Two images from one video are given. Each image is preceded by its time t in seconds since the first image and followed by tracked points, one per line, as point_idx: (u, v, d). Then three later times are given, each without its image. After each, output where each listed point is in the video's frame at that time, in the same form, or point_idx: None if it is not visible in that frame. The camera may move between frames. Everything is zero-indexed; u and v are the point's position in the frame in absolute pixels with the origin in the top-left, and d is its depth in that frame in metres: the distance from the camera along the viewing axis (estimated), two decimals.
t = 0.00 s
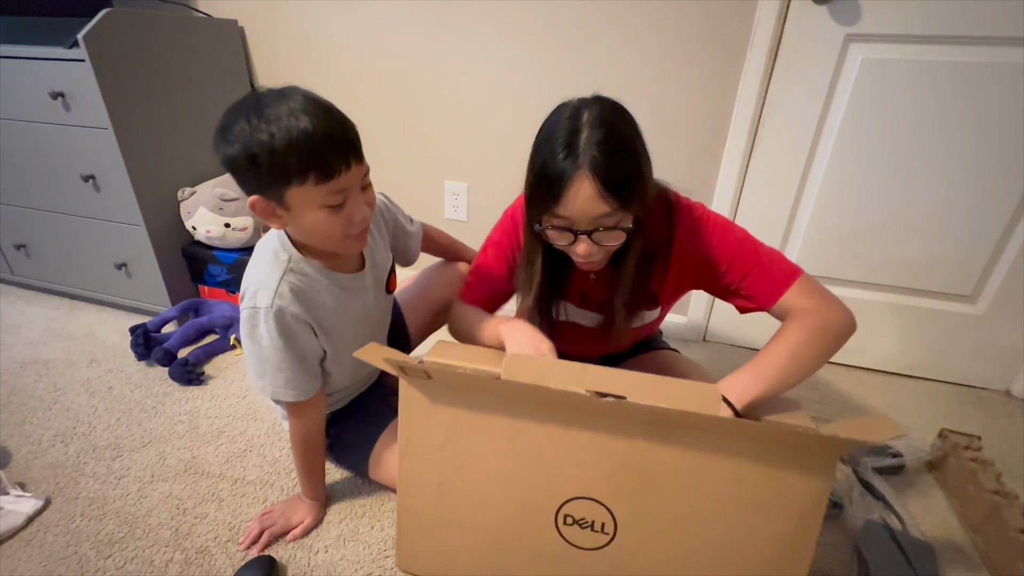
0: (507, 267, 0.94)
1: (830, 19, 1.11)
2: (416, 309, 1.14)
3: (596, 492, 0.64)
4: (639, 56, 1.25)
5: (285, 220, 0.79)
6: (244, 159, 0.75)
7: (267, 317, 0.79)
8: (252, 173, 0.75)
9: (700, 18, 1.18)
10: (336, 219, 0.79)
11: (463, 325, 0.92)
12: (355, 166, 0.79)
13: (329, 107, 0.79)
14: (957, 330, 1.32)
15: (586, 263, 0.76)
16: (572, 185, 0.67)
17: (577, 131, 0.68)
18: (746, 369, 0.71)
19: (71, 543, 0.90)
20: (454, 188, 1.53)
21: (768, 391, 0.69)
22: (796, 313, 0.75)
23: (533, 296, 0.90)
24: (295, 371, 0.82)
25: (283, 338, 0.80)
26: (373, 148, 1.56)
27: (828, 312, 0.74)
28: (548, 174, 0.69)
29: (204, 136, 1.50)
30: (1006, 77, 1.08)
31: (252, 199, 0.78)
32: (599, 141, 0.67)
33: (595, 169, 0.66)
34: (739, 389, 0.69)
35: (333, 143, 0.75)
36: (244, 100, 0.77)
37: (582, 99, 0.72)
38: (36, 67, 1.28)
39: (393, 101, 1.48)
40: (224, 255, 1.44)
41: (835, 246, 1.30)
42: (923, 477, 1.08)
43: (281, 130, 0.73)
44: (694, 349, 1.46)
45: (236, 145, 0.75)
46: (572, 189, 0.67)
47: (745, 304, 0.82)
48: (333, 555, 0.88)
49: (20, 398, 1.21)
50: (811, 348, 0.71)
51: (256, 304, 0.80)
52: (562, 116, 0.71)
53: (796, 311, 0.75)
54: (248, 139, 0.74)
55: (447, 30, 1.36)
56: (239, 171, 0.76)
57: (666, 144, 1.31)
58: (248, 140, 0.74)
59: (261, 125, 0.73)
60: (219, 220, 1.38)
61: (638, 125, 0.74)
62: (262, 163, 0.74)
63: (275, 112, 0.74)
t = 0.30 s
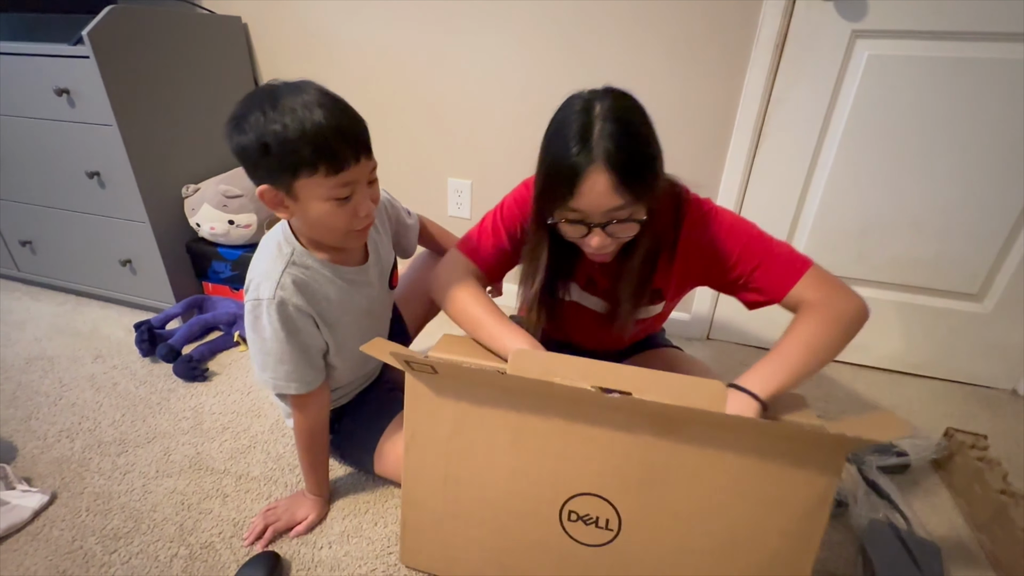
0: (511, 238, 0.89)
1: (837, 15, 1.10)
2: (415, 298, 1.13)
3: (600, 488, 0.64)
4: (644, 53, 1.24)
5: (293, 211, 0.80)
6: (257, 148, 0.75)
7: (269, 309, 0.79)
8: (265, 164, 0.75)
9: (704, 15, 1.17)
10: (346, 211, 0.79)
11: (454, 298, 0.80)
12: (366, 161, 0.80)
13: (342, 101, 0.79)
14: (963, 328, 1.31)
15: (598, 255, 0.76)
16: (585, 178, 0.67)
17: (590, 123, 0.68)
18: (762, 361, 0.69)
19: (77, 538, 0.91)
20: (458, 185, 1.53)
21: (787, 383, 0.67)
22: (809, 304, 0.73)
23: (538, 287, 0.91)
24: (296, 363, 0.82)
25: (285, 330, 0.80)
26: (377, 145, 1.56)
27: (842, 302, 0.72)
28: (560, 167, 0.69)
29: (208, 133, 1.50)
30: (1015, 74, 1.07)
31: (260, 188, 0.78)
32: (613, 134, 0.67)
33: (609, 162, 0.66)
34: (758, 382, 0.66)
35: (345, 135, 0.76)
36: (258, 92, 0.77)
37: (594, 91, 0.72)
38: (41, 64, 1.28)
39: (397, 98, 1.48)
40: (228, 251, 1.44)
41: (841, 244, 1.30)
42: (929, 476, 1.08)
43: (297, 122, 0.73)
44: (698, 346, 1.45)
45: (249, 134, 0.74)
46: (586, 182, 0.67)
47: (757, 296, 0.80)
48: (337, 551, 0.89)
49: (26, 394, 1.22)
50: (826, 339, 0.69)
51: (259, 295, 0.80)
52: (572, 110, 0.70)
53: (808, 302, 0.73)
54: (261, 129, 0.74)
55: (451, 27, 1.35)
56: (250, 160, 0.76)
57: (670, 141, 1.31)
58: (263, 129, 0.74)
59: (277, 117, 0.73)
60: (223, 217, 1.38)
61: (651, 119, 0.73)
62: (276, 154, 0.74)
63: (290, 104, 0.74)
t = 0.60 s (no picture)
0: (516, 226, 0.89)
1: (843, 11, 1.09)
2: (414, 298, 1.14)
3: (603, 487, 0.64)
4: (648, 49, 1.24)
5: (302, 203, 0.80)
6: (273, 136, 0.76)
7: (269, 303, 0.79)
8: (279, 154, 0.76)
9: (708, 12, 1.17)
10: (354, 203, 0.79)
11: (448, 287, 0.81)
12: (376, 155, 0.81)
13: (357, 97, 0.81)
14: (970, 327, 1.31)
15: (614, 246, 0.76)
16: (607, 163, 0.66)
17: (609, 110, 0.67)
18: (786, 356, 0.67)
19: (82, 533, 0.91)
20: (461, 182, 1.52)
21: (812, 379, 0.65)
22: (833, 292, 0.71)
23: (561, 283, 0.90)
24: (296, 358, 0.82)
25: (286, 326, 0.80)
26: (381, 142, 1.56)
27: (868, 289, 0.70)
28: (580, 153, 0.68)
29: (212, 130, 1.50)
30: None
31: (271, 178, 0.78)
32: (633, 118, 0.67)
33: (630, 145, 0.66)
34: (781, 382, 0.64)
35: (360, 126, 0.77)
36: (276, 87, 0.78)
37: (612, 78, 0.72)
38: (46, 61, 1.28)
39: (400, 95, 1.47)
40: (232, 249, 1.44)
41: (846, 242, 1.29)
42: (934, 475, 1.07)
43: (315, 112, 0.75)
44: (702, 345, 1.45)
45: (267, 124, 0.76)
46: (607, 167, 0.67)
47: (774, 283, 0.80)
48: (341, 548, 0.89)
49: (32, 391, 1.22)
50: (853, 329, 0.68)
51: (259, 290, 0.80)
52: (591, 96, 0.70)
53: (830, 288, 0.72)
54: (279, 119, 0.75)
55: (455, 24, 1.35)
56: (265, 150, 0.77)
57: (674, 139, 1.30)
58: (280, 119, 0.75)
59: (293, 108, 0.75)
60: (226, 214, 1.38)
61: (667, 106, 0.73)
62: (290, 143, 0.75)
63: (306, 97, 0.76)
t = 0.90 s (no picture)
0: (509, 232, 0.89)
1: (849, 6, 1.08)
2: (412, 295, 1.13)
3: (604, 468, 0.65)
4: (652, 46, 1.23)
5: (319, 199, 0.79)
6: (293, 133, 0.75)
7: (285, 306, 0.79)
8: (299, 148, 0.76)
9: (710, 8, 1.16)
10: (373, 200, 0.79)
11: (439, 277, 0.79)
12: (395, 153, 0.81)
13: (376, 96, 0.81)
14: (975, 324, 1.30)
15: (614, 251, 0.76)
16: (604, 168, 0.66)
17: (604, 114, 0.67)
18: (808, 330, 0.65)
19: (87, 528, 0.91)
20: (464, 179, 1.52)
21: (834, 354, 0.63)
22: (853, 264, 0.70)
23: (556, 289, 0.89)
24: (311, 360, 0.82)
25: (301, 329, 0.80)
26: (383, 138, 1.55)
27: (887, 259, 0.69)
28: (576, 158, 0.68)
29: (214, 126, 1.50)
30: None
31: (286, 175, 0.78)
32: (629, 122, 0.66)
33: (627, 149, 0.65)
34: (802, 355, 0.62)
35: (382, 125, 0.77)
36: (292, 83, 0.78)
37: (606, 81, 0.72)
38: (48, 57, 1.28)
39: (403, 91, 1.47)
40: (235, 246, 1.44)
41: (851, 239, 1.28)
42: (939, 473, 1.07)
43: (336, 108, 0.75)
44: (705, 342, 1.44)
45: (288, 119, 0.76)
46: (604, 172, 0.66)
47: (784, 269, 0.79)
48: (343, 544, 0.89)
49: (36, 386, 1.23)
50: (876, 298, 0.66)
51: (272, 294, 0.80)
52: (586, 100, 0.70)
53: (845, 262, 0.71)
54: (300, 115, 0.75)
55: (457, 20, 1.34)
56: (284, 145, 0.77)
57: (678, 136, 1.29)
58: (300, 114, 0.75)
59: (313, 104, 0.75)
60: (229, 211, 1.38)
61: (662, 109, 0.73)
62: (310, 138, 0.75)
63: (326, 93, 0.76)
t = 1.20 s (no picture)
0: (513, 220, 0.88)
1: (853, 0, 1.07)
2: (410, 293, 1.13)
3: (598, 469, 0.65)
4: (654, 41, 1.22)
5: (316, 192, 0.79)
6: (292, 124, 0.75)
7: (277, 304, 0.79)
8: (297, 140, 0.75)
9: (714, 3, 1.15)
10: (370, 192, 0.79)
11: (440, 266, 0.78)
12: (392, 144, 0.81)
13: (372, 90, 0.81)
14: (979, 321, 1.29)
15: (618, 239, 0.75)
16: (609, 156, 0.65)
17: (609, 101, 0.66)
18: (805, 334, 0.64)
19: (87, 525, 0.91)
20: (464, 175, 1.51)
21: (826, 359, 0.62)
22: (850, 269, 0.70)
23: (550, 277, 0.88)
24: (306, 358, 0.82)
25: (295, 326, 0.80)
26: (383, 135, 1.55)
27: (882, 266, 0.69)
28: (580, 147, 0.67)
29: (214, 123, 1.49)
30: None
31: (283, 168, 0.77)
32: (634, 109, 0.66)
33: (632, 137, 0.65)
34: (796, 358, 0.61)
35: (380, 117, 0.78)
36: (289, 77, 0.78)
37: (609, 70, 0.71)
38: (46, 53, 1.27)
39: (403, 87, 1.46)
40: (235, 243, 1.44)
41: (854, 236, 1.27)
42: (942, 471, 1.06)
43: (335, 100, 0.75)
44: (706, 339, 1.44)
45: (287, 110, 0.75)
46: (609, 158, 0.65)
47: (783, 273, 0.79)
48: (343, 541, 0.89)
49: (36, 384, 1.22)
50: (873, 303, 0.66)
51: (264, 292, 0.79)
52: (589, 87, 0.69)
53: (843, 268, 0.71)
54: (300, 106, 0.75)
55: (458, 15, 1.33)
56: (282, 137, 0.76)
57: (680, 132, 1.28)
58: (299, 106, 0.75)
59: (312, 96, 0.75)
60: (229, 208, 1.38)
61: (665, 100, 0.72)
62: (309, 130, 0.74)
63: (323, 85, 0.76)
